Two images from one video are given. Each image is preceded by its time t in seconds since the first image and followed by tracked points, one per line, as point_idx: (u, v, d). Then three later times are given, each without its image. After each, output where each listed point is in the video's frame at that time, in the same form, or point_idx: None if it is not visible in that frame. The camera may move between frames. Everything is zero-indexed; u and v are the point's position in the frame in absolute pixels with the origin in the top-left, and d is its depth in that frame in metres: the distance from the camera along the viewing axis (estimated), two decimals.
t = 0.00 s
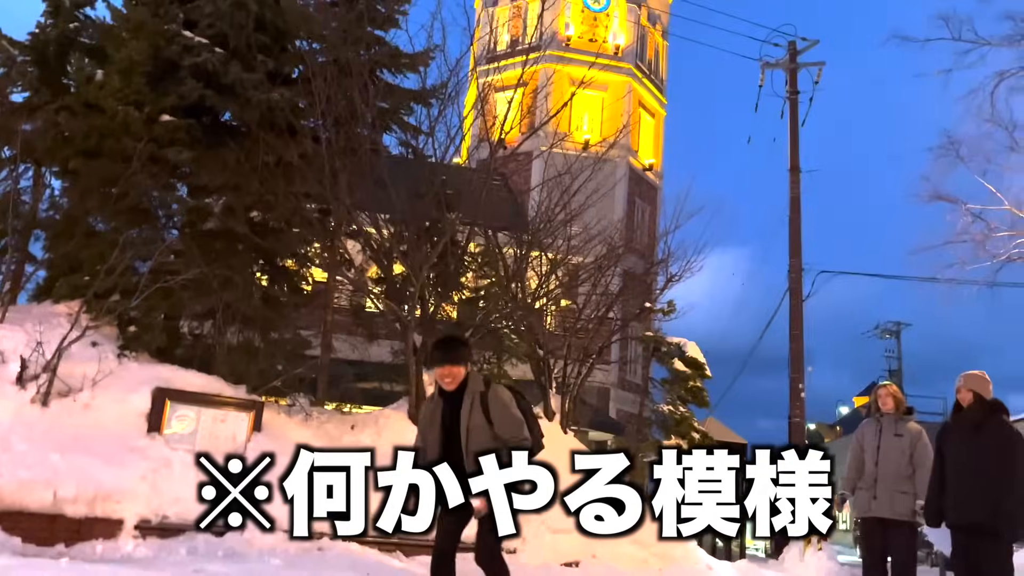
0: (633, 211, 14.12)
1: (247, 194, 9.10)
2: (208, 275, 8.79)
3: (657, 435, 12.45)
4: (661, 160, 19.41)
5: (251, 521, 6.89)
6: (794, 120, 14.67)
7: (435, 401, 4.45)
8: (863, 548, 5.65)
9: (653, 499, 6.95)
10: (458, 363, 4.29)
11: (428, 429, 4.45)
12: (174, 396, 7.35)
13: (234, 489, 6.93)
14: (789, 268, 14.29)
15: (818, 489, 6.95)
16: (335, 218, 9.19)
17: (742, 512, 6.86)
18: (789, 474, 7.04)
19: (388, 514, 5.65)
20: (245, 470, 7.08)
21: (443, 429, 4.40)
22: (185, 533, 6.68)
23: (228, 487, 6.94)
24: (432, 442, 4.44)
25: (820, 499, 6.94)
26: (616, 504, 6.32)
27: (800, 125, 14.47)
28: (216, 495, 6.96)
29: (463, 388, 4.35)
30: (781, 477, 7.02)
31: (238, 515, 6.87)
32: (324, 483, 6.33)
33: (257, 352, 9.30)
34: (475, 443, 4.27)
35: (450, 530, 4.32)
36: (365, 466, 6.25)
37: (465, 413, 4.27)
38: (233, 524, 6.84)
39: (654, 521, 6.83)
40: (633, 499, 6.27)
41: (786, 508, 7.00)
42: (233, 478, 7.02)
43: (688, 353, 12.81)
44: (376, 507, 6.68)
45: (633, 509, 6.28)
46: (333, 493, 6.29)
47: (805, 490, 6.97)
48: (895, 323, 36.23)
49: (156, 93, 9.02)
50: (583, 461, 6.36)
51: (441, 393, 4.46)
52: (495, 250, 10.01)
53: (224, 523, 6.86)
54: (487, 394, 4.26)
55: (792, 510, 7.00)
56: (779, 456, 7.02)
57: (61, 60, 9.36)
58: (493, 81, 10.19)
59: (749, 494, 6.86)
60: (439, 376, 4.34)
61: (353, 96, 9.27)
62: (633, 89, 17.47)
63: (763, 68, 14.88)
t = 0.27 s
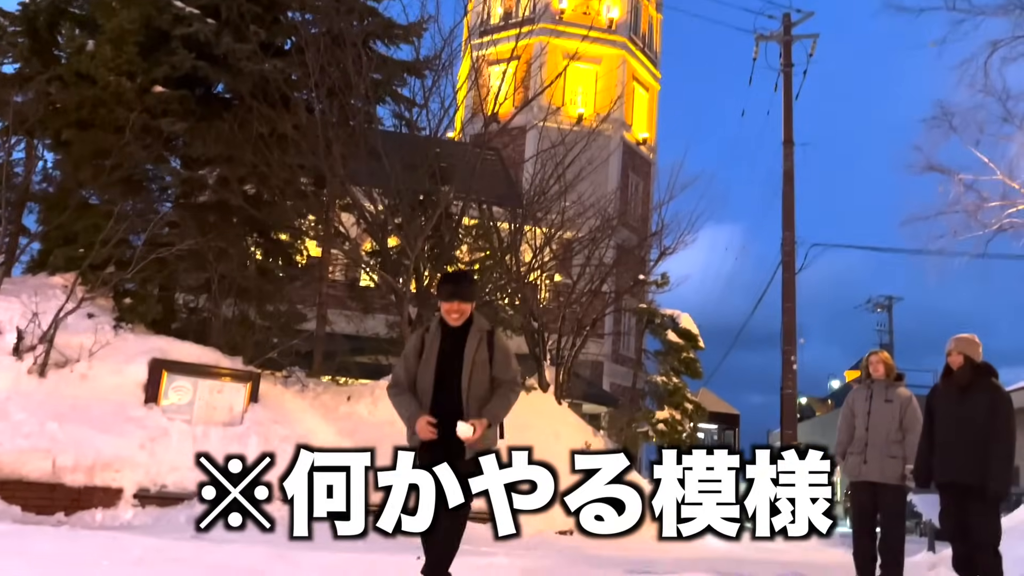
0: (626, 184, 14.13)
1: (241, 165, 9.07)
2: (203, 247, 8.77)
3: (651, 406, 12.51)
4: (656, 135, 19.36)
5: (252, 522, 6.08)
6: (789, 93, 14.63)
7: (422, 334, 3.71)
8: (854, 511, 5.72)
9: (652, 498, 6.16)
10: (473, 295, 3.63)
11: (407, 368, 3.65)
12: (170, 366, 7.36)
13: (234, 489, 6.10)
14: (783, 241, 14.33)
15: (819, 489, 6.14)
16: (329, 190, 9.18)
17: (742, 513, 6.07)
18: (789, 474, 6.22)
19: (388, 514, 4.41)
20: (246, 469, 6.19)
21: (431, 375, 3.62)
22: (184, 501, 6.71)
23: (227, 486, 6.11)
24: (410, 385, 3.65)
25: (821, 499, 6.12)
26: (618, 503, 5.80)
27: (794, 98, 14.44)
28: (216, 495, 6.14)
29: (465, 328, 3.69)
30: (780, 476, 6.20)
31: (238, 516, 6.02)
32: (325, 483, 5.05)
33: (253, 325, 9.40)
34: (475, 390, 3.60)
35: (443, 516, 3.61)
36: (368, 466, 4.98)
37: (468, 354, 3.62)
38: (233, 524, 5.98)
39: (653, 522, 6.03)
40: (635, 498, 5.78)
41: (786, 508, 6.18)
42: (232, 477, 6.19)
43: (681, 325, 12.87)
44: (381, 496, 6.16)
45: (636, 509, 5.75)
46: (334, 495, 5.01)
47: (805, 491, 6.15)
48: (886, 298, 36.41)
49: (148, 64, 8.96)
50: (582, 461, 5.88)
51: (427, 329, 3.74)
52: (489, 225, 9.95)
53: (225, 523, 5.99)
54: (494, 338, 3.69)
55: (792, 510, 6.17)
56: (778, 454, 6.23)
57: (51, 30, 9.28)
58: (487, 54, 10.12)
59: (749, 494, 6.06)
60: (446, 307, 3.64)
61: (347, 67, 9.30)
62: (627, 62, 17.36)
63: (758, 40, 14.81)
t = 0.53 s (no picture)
0: (628, 167, 14.08)
1: (241, 151, 9.08)
2: (204, 234, 8.77)
3: (653, 389, 12.55)
4: (656, 118, 19.31)
5: (252, 523, 5.52)
6: (789, 75, 14.58)
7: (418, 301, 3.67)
8: (856, 493, 5.75)
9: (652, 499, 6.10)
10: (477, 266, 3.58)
11: (406, 338, 3.62)
12: (172, 352, 7.40)
13: (234, 488, 5.62)
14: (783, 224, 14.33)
15: (819, 489, 6.08)
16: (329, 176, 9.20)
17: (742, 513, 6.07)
18: (790, 473, 6.19)
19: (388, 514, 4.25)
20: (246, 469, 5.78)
21: (435, 346, 3.63)
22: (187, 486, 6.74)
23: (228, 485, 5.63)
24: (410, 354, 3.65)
25: (822, 499, 6.09)
26: (618, 503, 5.80)
27: (794, 80, 14.39)
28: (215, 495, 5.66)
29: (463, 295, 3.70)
30: (781, 476, 6.17)
31: (238, 516, 5.47)
32: (323, 483, 4.98)
33: (254, 311, 9.43)
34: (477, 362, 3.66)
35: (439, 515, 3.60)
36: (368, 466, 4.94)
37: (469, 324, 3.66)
38: (233, 525, 5.42)
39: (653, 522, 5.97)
40: (635, 498, 5.77)
41: (786, 508, 6.16)
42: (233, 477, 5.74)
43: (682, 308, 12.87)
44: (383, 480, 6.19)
45: (635, 509, 5.76)
46: (333, 495, 4.93)
47: (805, 490, 6.11)
48: (887, 280, 36.42)
49: (146, 50, 8.92)
50: (582, 461, 5.93)
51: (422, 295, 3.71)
52: (491, 210, 10.01)
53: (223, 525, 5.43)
54: (492, 302, 3.76)
55: (792, 510, 6.14)
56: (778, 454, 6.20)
57: (49, 16, 9.13)
58: (487, 38, 10.08)
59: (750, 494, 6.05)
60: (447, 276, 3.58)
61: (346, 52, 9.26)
62: (627, 45, 17.28)
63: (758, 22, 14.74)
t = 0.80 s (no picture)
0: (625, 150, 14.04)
1: (237, 134, 9.06)
2: (200, 218, 8.75)
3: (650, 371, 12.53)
4: (654, 100, 19.25)
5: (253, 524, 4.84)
6: (787, 56, 14.51)
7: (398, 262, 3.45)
8: (852, 473, 5.77)
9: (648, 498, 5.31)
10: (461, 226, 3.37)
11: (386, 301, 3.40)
12: (170, 336, 7.41)
13: (234, 489, 4.87)
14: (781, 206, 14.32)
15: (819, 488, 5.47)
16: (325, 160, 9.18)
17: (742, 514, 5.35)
18: (788, 473, 5.55)
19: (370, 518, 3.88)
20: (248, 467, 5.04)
21: (417, 311, 3.40)
22: (186, 469, 6.76)
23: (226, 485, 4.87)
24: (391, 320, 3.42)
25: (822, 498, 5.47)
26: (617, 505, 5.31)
27: (792, 62, 14.33)
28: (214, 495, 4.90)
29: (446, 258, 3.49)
30: (779, 475, 5.53)
31: (239, 517, 4.78)
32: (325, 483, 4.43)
33: (252, 295, 9.38)
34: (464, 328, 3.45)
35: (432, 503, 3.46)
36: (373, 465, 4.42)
37: (457, 287, 3.46)
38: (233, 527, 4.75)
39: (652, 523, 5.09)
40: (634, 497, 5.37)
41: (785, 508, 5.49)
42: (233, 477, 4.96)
43: (680, 290, 12.87)
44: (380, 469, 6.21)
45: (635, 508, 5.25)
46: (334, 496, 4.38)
47: (805, 490, 5.49)
48: (884, 262, 36.49)
49: (140, 33, 8.85)
50: (582, 460, 5.48)
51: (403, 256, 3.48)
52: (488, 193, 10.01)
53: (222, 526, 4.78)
54: (478, 263, 3.56)
55: (790, 510, 5.49)
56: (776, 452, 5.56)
57: None
58: (483, 20, 10.01)
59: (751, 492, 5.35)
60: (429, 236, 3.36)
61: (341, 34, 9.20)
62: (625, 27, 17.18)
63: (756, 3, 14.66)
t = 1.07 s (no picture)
0: (627, 134, 14.01)
1: (238, 120, 9.06)
2: (202, 204, 8.77)
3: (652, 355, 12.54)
4: (656, 84, 19.20)
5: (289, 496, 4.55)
6: (790, 39, 14.44)
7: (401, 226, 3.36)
8: (855, 455, 5.79)
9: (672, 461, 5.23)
10: (471, 195, 3.28)
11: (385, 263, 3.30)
12: (174, 323, 7.44)
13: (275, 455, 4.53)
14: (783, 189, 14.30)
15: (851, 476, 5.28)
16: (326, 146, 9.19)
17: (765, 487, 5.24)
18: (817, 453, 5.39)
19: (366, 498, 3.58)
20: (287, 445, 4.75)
21: (417, 277, 3.30)
22: (191, 454, 6.81)
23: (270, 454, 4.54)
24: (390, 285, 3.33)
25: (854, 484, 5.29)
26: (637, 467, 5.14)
27: (794, 44, 14.26)
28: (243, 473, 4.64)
29: (454, 229, 3.40)
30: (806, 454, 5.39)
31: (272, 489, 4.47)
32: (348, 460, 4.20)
33: (254, 281, 9.40)
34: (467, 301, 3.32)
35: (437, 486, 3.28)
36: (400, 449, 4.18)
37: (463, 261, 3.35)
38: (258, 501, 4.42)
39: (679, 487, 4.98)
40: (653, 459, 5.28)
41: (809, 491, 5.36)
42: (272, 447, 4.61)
43: (681, 275, 12.88)
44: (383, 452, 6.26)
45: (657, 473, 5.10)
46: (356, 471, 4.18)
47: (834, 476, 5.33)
48: (886, 245, 36.45)
49: (140, 18, 8.81)
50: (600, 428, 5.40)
51: (406, 222, 3.39)
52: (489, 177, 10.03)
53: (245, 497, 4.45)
54: (487, 236, 3.46)
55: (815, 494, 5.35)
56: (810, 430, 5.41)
57: None
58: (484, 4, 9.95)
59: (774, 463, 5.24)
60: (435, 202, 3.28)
61: (341, 19, 9.15)
62: (627, 11, 17.09)
63: None
